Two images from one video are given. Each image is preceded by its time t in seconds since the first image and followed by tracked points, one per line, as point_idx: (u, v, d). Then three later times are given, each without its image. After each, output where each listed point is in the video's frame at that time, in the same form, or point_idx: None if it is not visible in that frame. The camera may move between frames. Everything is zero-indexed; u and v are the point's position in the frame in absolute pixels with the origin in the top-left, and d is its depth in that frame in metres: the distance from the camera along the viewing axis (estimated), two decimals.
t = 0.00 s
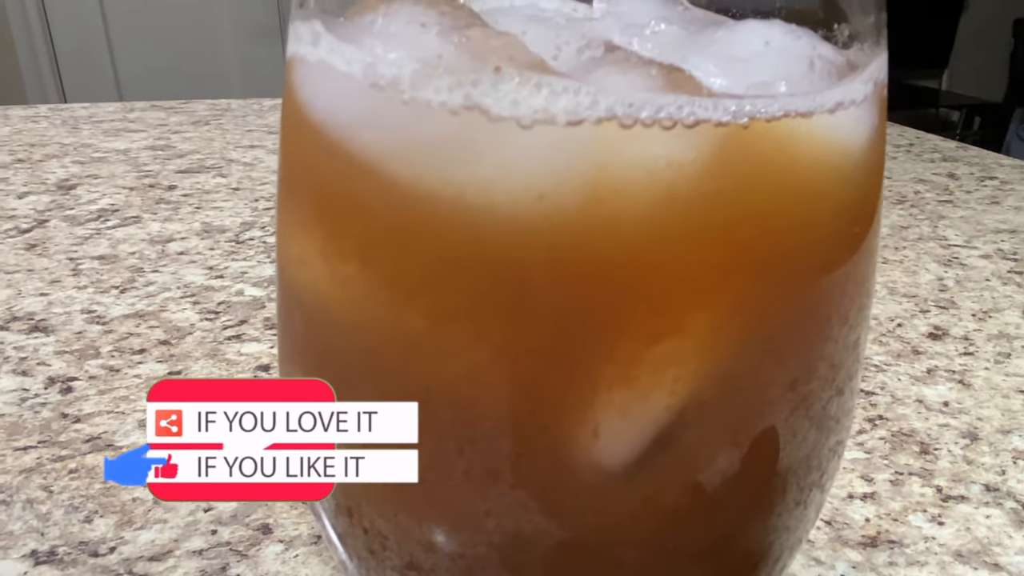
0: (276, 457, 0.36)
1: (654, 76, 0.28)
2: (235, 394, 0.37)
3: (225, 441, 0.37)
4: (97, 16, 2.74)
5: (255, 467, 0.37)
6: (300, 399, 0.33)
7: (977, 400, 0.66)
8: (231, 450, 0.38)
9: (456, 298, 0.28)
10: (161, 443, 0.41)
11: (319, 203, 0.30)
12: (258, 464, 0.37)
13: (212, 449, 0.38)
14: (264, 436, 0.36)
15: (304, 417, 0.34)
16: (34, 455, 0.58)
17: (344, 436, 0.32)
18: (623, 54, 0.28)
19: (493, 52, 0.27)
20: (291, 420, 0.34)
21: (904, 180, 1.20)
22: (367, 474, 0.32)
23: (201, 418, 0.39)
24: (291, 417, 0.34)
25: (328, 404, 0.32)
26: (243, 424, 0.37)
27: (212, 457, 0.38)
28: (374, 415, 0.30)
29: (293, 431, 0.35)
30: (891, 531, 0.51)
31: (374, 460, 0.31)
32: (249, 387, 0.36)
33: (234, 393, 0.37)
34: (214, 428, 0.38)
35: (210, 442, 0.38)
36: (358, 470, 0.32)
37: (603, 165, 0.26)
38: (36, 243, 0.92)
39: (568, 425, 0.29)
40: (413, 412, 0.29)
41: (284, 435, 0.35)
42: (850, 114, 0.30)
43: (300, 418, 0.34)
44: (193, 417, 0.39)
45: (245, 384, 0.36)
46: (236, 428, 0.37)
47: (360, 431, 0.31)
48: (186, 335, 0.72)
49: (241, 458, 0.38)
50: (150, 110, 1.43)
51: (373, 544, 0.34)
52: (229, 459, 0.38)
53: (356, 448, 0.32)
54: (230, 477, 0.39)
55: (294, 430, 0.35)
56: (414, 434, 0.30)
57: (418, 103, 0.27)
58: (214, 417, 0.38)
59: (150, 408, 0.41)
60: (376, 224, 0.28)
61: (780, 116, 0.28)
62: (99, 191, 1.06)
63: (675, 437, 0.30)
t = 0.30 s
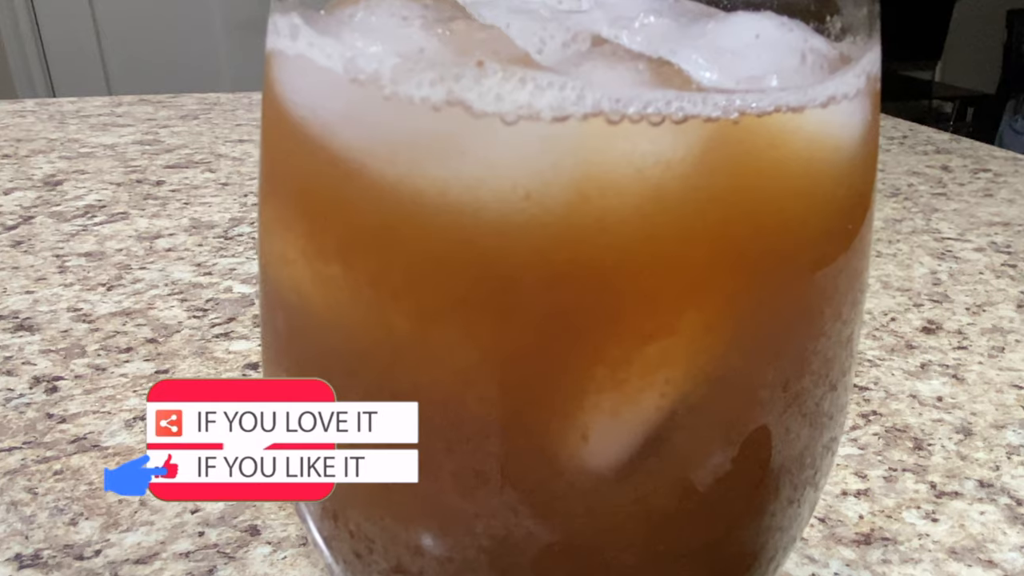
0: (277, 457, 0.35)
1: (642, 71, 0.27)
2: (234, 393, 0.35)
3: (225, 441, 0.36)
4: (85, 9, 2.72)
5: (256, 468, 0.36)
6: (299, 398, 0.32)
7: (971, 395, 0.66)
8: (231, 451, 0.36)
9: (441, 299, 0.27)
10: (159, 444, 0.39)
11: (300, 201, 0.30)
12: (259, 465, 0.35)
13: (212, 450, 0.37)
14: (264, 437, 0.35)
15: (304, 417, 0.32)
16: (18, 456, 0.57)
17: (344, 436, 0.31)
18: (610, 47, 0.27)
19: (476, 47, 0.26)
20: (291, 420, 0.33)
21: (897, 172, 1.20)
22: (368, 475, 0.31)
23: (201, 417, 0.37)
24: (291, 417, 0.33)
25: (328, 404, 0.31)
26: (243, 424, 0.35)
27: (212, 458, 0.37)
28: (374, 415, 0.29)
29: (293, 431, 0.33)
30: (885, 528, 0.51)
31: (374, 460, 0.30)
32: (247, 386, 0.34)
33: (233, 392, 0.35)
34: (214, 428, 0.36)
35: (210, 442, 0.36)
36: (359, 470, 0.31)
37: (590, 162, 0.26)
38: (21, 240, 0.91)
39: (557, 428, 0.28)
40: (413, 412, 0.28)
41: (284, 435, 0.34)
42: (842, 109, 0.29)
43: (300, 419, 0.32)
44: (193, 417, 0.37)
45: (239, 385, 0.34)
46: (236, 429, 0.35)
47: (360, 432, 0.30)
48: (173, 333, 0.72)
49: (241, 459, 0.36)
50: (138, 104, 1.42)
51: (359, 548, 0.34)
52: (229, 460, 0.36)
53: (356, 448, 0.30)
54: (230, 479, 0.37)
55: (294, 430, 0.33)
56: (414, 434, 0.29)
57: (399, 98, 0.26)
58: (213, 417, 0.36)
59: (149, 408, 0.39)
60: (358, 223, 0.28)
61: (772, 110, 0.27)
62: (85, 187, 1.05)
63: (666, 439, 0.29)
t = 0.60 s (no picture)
0: (277, 458, 0.34)
1: (636, 64, 0.26)
2: (234, 393, 0.34)
3: (225, 441, 0.36)
4: None
5: (256, 468, 0.35)
6: (300, 398, 0.31)
7: (968, 388, 0.66)
8: (231, 451, 0.36)
9: (433, 293, 0.27)
10: (158, 444, 0.39)
11: (293, 195, 0.29)
12: (259, 465, 0.35)
13: (212, 450, 0.36)
14: (264, 437, 0.34)
15: (304, 417, 0.32)
16: (14, 449, 0.57)
17: (344, 436, 0.30)
18: (604, 39, 0.27)
19: (469, 39, 0.26)
20: (290, 421, 0.32)
21: (896, 164, 1.20)
22: (369, 476, 0.31)
23: (201, 417, 0.36)
24: (292, 417, 0.32)
25: (329, 404, 0.30)
26: (243, 424, 0.35)
27: (212, 458, 0.36)
28: (374, 415, 0.29)
29: (293, 431, 0.33)
30: (881, 521, 0.51)
31: (374, 460, 0.30)
32: (247, 386, 0.34)
33: (234, 392, 0.34)
34: (214, 428, 0.36)
35: (210, 442, 0.36)
36: (359, 471, 0.31)
37: (584, 155, 0.25)
38: (17, 232, 0.90)
39: (551, 422, 0.28)
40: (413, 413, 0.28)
41: (285, 435, 0.34)
42: (839, 101, 0.29)
43: (300, 419, 0.32)
44: (193, 417, 0.37)
45: (239, 384, 0.34)
46: (236, 428, 0.35)
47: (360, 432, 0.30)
48: (169, 326, 0.71)
49: (241, 459, 0.36)
50: (134, 96, 1.41)
51: (354, 541, 0.34)
52: (229, 460, 0.36)
53: (357, 448, 0.30)
54: (230, 479, 0.37)
55: (294, 430, 0.33)
56: (415, 434, 0.28)
57: (391, 91, 0.26)
58: (213, 417, 0.36)
59: (149, 408, 0.39)
60: (350, 217, 0.27)
61: (768, 103, 0.27)
62: (81, 179, 1.05)
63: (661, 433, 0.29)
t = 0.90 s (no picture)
0: (278, 458, 0.34)
1: (650, 44, 0.25)
2: (233, 393, 0.34)
3: (225, 441, 0.35)
4: None
5: (256, 468, 0.35)
6: (300, 398, 0.31)
7: (974, 378, 0.65)
8: (231, 451, 0.36)
9: (440, 280, 0.26)
10: (159, 444, 0.39)
11: (294, 179, 0.29)
12: (259, 465, 0.35)
13: (211, 450, 0.36)
14: (264, 437, 0.34)
15: (304, 417, 0.31)
16: (12, 438, 0.56)
17: (344, 436, 0.30)
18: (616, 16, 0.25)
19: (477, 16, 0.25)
20: (290, 420, 0.32)
21: (900, 153, 1.19)
22: (369, 476, 0.30)
23: (201, 417, 0.36)
24: (291, 417, 0.32)
25: (329, 404, 0.30)
26: (243, 424, 0.34)
27: (212, 458, 0.36)
28: (373, 415, 0.28)
29: (293, 431, 0.33)
30: (887, 513, 0.50)
31: (374, 460, 0.29)
32: (247, 385, 0.34)
33: (234, 392, 0.34)
34: (214, 428, 0.36)
35: (210, 442, 0.36)
36: (359, 471, 0.31)
37: (595, 138, 0.25)
38: (14, 218, 0.89)
39: (558, 412, 0.27)
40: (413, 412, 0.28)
41: (284, 436, 0.33)
42: (856, 84, 0.28)
43: (299, 419, 0.31)
44: (193, 417, 0.37)
45: (239, 384, 0.34)
46: (236, 429, 0.35)
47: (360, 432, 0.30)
48: (169, 314, 0.71)
49: (241, 459, 0.36)
50: (132, 82, 1.40)
51: (357, 532, 0.33)
52: (229, 460, 0.36)
53: (356, 448, 0.30)
54: (230, 479, 0.37)
55: (294, 430, 0.32)
56: (415, 434, 0.28)
57: (397, 72, 0.25)
58: (213, 417, 0.36)
59: (149, 408, 0.39)
60: (354, 202, 0.27)
61: (784, 85, 0.26)
62: (79, 165, 1.04)
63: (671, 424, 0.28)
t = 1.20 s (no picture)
0: (278, 457, 0.35)
1: (670, 16, 0.24)
2: (234, 393, 0.35)
3: (225, 441, 0.36)
4: None
5: (256, 468, 0.36)
6: (300, 398, 0.32)
7: (980, 362, 0.65)
8: (231, 451, 0.36)
9: (453, 258, 0.26)
10: (158, 444, 0.39)
11: (304, 155, 0.28)
12: (259, 465, 0.35)
13: (212, 450, 0.37)
14: (264, 437, 0.35)
15: (304, 417, 0.32)
16: (15, 419, 0.56)
17: (343, 436, 0.30)
18: None
19: None
20: (291, 420, 0.33)
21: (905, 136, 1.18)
22: (369, 475, 0.31)
23: (201, 417, 0.37)
24: (291, 417, 0.32)
25: (329, 404, 0.30)
26: (243, 424, 0.35)
27: (212, 458, 0.37)
28: (373, 415, 0.29)
29: (293, 431, 0.33)
30: (894, 497, 0.50)
31: (374, 460, 0.30)
32: (249, 385, 0.34)
33: (234, 392, 0.35)
34: (214, 428, 0.36)
35: (210, 442, 0.36)
36: (359, 471, 0.31)
37: (613, 111, 0.24)
38: (14, 199, 0.89)
39: (572, 392, 0.27)
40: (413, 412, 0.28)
41: (284, 435, 0.34)
42: (878, 59, 0.27)
43: (300, 419, 0.32)
44: (193, 417, 0.37)
45: (240, 384, 0.34)
46: (236, 429, 0.35)
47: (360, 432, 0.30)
48: (171, 295, 0.70)
49: (241, 459, 0.36)
50: (131, 62, 1.39)
51: (366, 513, 0.33)
52: (229, 460, 0.36)
53: (356, 448, 0.30)
54: (230, 479, 0.37)
55: (294, 430, 0.33)
56: (415, 434, 0.28)
57: (411, 44, 0.24)
58: (213, 417, 0.36)
59: (148, 408, 0.39)
60: (366, 178, 0.26)
61: (807, 60, 0.25)
62: (79, 146, 1.03)
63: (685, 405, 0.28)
